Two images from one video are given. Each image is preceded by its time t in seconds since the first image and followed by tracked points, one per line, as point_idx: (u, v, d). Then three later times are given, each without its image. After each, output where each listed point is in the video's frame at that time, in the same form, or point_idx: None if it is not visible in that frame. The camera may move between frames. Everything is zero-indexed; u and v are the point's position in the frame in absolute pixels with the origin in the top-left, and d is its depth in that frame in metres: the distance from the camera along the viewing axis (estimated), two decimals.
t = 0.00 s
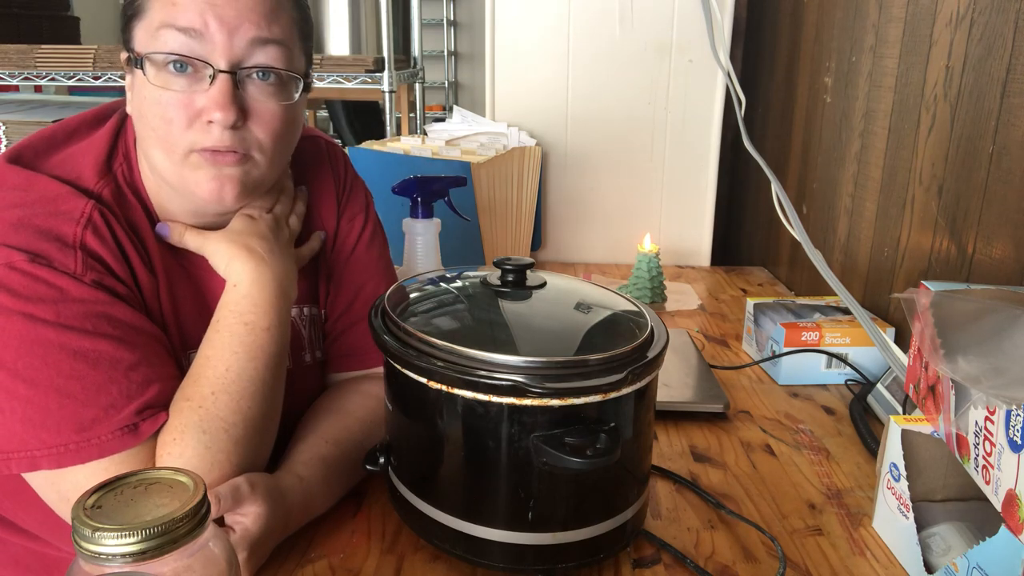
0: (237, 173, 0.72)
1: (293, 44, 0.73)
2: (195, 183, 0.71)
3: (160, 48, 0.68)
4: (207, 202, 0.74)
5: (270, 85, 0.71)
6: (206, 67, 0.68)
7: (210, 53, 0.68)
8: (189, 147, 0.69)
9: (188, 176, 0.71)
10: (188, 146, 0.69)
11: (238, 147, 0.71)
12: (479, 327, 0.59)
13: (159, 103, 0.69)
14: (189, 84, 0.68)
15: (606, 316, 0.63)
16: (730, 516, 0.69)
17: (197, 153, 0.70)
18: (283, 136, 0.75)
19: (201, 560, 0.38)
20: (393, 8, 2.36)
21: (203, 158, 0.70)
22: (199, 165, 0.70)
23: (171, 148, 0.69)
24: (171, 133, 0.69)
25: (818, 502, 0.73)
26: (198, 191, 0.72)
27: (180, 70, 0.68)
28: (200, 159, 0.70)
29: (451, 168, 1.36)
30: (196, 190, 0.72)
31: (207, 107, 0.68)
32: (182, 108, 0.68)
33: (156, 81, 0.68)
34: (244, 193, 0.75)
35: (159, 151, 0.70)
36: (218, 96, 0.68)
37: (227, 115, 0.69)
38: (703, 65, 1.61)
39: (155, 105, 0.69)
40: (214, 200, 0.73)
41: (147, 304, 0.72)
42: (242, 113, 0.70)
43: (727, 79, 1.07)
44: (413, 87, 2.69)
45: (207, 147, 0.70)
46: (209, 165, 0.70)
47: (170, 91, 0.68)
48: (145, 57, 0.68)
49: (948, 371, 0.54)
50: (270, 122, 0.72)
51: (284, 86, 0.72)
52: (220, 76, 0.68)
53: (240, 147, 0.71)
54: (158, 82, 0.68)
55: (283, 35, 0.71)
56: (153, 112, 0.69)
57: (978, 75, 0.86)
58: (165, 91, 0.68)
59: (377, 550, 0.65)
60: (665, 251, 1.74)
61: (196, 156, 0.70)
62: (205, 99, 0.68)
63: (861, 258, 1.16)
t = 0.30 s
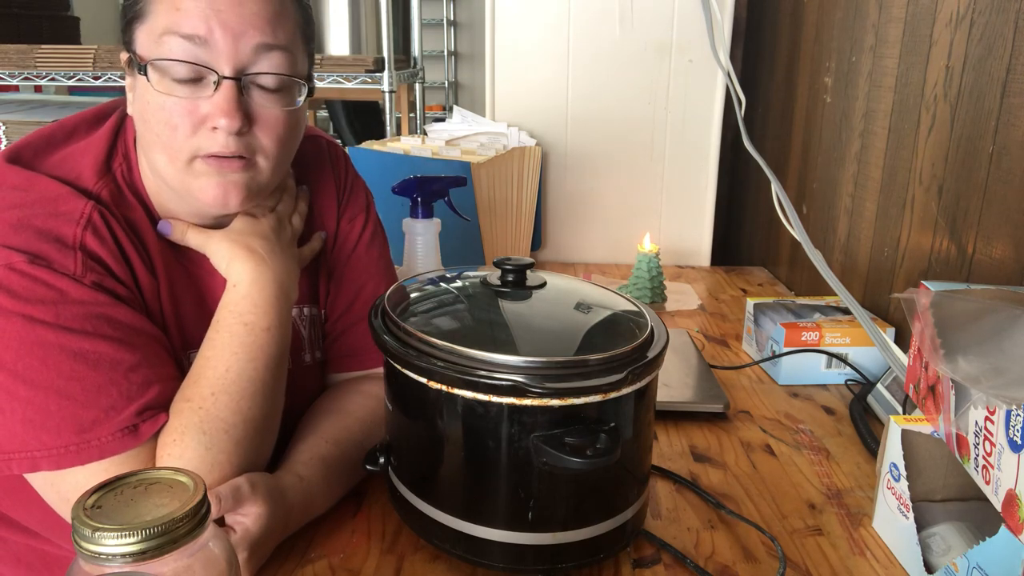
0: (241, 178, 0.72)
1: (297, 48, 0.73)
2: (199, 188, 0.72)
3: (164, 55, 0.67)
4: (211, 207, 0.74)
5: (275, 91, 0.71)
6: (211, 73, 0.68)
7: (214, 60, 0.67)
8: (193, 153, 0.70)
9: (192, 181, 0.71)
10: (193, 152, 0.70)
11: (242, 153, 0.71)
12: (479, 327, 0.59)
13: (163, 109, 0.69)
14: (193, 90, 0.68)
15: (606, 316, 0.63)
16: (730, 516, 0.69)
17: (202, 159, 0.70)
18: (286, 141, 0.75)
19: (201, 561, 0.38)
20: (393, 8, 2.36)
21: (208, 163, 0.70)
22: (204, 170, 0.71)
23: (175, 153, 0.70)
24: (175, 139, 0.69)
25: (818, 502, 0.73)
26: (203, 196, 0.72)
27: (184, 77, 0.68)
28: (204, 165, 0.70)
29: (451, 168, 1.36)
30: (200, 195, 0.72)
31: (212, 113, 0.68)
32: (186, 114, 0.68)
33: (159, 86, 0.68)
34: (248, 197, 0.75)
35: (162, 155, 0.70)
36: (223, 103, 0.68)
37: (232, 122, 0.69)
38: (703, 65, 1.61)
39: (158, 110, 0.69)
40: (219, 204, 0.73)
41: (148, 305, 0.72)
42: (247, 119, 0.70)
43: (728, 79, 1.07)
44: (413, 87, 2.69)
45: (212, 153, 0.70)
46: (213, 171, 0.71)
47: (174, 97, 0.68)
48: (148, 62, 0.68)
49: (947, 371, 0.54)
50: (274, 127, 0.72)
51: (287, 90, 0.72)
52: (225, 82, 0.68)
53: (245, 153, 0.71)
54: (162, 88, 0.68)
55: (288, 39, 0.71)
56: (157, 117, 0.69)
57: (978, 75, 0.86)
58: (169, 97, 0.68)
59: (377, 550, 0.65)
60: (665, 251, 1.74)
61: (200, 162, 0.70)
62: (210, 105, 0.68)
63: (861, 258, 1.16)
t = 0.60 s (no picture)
0: (238, 169, 0.72)
1: (290, 41, 0.73)
2: (195, 181, 0.71)
3: (157, 47, 0.67)
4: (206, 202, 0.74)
5: (270, 81, 0.71)
6: (205, 63, 0.68)
7: (208, 51, 0.67)
8: (189, 145, 0.70)
9: (188, 175, 0.71)
10: (189, 143, 0.70)
11: (237, 145, 0.71)
12: (479, 327, 0.59)
13: (157, 101, 0.68)
14: (187, 81, 0.68)
15: (606, 316, 0.63)
16: (730, 516, 0.69)
17: (198, 150, 0.70)
18: (282, 132, 0.75)
19: (201, 560, 0.38)
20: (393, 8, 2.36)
21: (203, 155, 0.70)
22: (200, 162, 0.70)
23: (170, 146, 0.70)
24: (170, 131, 0.69)
25: (818, 502, 0.73)
26: (199, 190, 0.72)
27: (178, 68, 0.68)
28: (201, 158, 0.70)
29: (451, 168, 1.36)
30: (196, 188, 0.72)
31: (206, 104, 0.68)
32: (181, 105, 0.68)
33: (153, 78, 0.68)
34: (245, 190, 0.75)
35: (157, 149, 0.70)
36: (217, 93, 0.68)
37: (226, 111, 0.68)
38: (703, 65, 1.61)
39: (152, 103, 0.69)
40: (215, 197, 0.73)
41: (149, 305, 0.72)
42: (241, 109, 0.70)
43: (727, 78, 1.07)
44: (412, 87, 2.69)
45: (207, 145, 0.70)
46: (209, 163, 0.71)
47: (168, 88, 0.68)
48: (141, 54, 0.68)
49: (947, 371, 0.54)
50: (269, 117, 0.72)
51: (281, 79, 0.72)
52: (220, 72, 0.68)
53: (240, 143, 0.71)
54: (156, 79, 0.68)
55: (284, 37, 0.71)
56: (151, 110, 0.69)
57: (978, 75, 0.86)
58: (163, 88, 0.68)
59: (377, 550, 0.65)
60: (665, 251, 1.74)
61: (196, 154, 0.70)
62: (204, 95, 0.68)
63: (861, 258, 1.16)
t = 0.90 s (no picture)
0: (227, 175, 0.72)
1: (280, 46, 0.72)
2: (183, 186, 0.71)
3: (146, 53, 0.67)
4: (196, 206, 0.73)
5: (258, 86, 0.71)
6: (193, 69, 0.68)
7: (196, 56, 0.67)
8: (178, 149, 0.69)
9: (176, 180, 0.71)
10: (177, 148, 0.69)
11: (227, 149, 0.71)
12: (479, 327, 0.59)
13: (147, 106, 0.68)
14: (176, 87, 0.68)
15: (606, 316, 0.63)
16: (730, 516, 0.69)
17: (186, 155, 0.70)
18: (272, 136, 0.74)
19: (200, 560, 0.38)
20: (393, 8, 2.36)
21: (192, 161, 0.70)
22: (188, 167, 0.70)
23: (159, 151, 0.70)
24: (159, 136, 0.69)
25: (818, 502, 0.73)
26: (188, 195, 0.71)
27: (167, 73, 0.68)
28: (189, 163, 0.70)
29: (451, 168, 1.36)
30: (184, 194, 0.71)
31: (194, 109, 0.68)
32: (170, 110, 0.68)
33: (143, 83, 0.68)
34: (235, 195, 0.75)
35: (148, 153, 0.70)
36: (205, 99, 0.68)
37: (214, 117, 0.68)
38: (703, 66, 1.61)
39: (142, 108, 0.69)
40: (203, 203, 0.73)
41: (146, 307, 0.72)
42: (229, 115, 0.70)
43: (727, 78, 1.07)
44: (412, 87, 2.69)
45: (196, 150, 0.69)
46: (198, 169, 0.70)
47: (157, 93, 0.68)
48: (131, 60, 0.68)
49: (947, 371, 0.54)
50: (257, 123, 0.72)
51: (270, 85, 0.72)
52: (208, 78, 0.68)
53: (229, 149, 0.71)
54: (145, 85, 0.68)
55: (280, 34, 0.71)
56: (141, 115, 0.69)
57: (978, 75, 0.86)
58: (152, 94, 0.68)
59: (378, 550, 0.65)
60: (665, 251, 1.74)
61: (185, 159, 0.70)
62: (193, 101, 0.68)
63: (861, 258, 1.16)
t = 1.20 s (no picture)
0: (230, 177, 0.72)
1: (281, 49, 0.72)
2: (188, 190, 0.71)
3: (149, 57, 0.67)
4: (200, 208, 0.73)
5: (260, 89, 0.71)
6: (195, 73, 0.68)
7: (198, 60, 0.67)
8: (181, 153, 0.69)
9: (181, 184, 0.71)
10: (181, 152, 0.69)
11: (229, 152, 0.71)
12: (479, 327, 0.59)
13: (150, 110, 0.69)
14: (179, 90, 0.68)
15: (606, 316, 0.63)
16: (731, 516, 0.69)
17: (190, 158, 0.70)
18: (273, 140, 0.74)
19: (200, 560, 0.38)
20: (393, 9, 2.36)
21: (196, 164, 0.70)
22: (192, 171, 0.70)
23: (162, 154, 0.70)
24: (163, 139, 0.69)
25: (818, 502, 0.73)
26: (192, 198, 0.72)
27: (169, 76, 0.68)
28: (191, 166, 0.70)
29: (451, 168, 1.36)
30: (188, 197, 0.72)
31: (197, 112, 0.68)
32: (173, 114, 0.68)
33: (146, 87, 0.68)
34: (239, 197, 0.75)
35: (151, 156, 0.70)
36: (208, 102, 0.68)
37: (217, 121, 0.68)
38: (704, 66, 1.61)
39: (146, 111, 0.69)
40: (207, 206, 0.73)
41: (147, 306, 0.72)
42: (232, 118, 0.70)
43: (727, 78, 1.07)
44: (413, 87, 2.69)
45: (199, 153, 0.70)
46: (201, 172, 0.70)
47: (160, 97, 0.68)
48: (134, 64, 0.68)
49: (947, 371, 0.54)
50: (260, 125, 0.72)
51: (272, 88, 0.72)
52: (210, 82, 0.68)
53: (232, 152, 0.71)
54: (148, 88, 0.68)
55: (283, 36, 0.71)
56: (145, 118, 0.69)
57: (978, 75, 0.86)
58: (155, 98, 0.68)
59: (378, 550, 0.65)
60: (665, 251, 1.74)
61: (189, 162, 0.70)
62: (195, 105, 0.68)
63: (861, 258, 1.16)
